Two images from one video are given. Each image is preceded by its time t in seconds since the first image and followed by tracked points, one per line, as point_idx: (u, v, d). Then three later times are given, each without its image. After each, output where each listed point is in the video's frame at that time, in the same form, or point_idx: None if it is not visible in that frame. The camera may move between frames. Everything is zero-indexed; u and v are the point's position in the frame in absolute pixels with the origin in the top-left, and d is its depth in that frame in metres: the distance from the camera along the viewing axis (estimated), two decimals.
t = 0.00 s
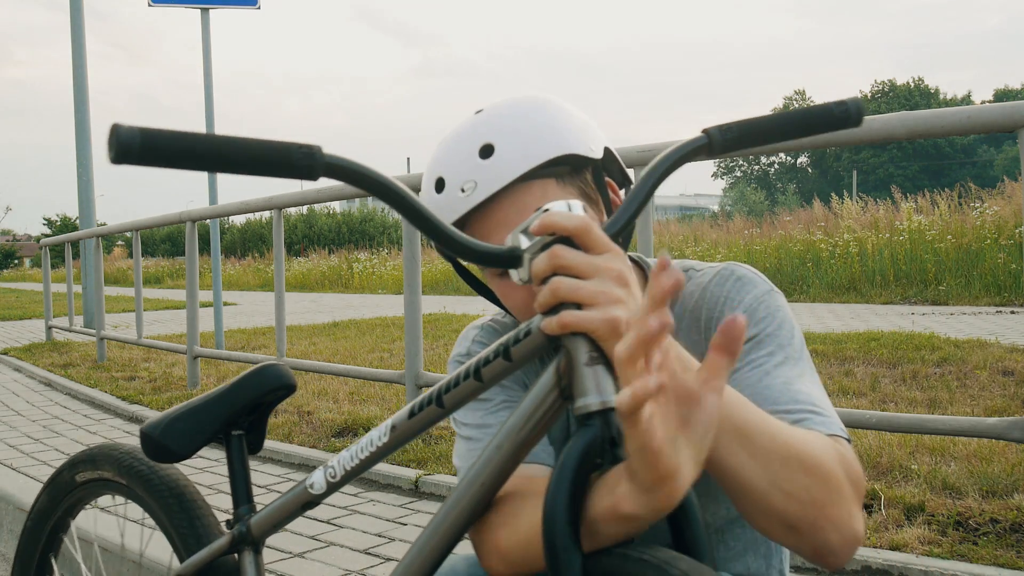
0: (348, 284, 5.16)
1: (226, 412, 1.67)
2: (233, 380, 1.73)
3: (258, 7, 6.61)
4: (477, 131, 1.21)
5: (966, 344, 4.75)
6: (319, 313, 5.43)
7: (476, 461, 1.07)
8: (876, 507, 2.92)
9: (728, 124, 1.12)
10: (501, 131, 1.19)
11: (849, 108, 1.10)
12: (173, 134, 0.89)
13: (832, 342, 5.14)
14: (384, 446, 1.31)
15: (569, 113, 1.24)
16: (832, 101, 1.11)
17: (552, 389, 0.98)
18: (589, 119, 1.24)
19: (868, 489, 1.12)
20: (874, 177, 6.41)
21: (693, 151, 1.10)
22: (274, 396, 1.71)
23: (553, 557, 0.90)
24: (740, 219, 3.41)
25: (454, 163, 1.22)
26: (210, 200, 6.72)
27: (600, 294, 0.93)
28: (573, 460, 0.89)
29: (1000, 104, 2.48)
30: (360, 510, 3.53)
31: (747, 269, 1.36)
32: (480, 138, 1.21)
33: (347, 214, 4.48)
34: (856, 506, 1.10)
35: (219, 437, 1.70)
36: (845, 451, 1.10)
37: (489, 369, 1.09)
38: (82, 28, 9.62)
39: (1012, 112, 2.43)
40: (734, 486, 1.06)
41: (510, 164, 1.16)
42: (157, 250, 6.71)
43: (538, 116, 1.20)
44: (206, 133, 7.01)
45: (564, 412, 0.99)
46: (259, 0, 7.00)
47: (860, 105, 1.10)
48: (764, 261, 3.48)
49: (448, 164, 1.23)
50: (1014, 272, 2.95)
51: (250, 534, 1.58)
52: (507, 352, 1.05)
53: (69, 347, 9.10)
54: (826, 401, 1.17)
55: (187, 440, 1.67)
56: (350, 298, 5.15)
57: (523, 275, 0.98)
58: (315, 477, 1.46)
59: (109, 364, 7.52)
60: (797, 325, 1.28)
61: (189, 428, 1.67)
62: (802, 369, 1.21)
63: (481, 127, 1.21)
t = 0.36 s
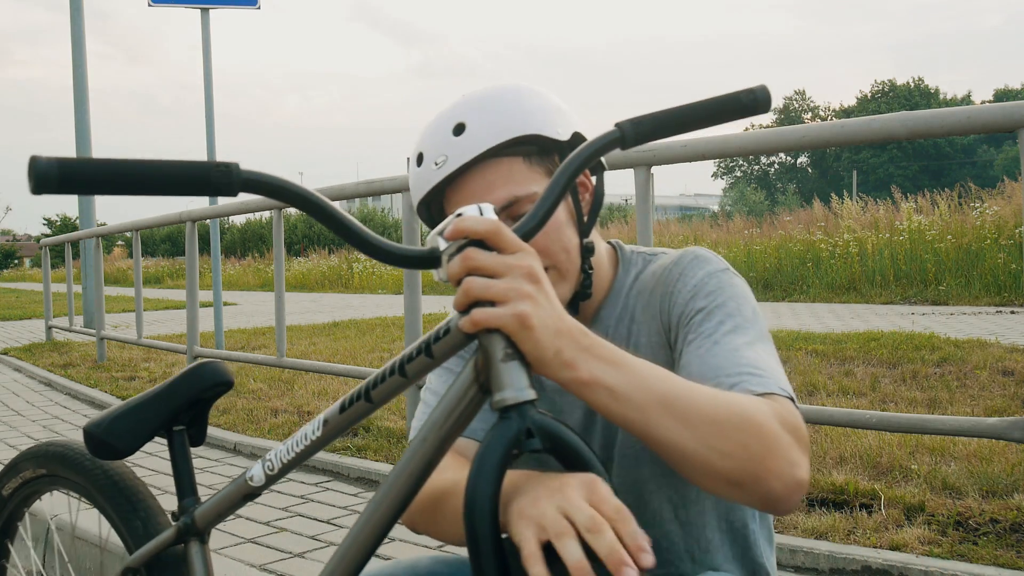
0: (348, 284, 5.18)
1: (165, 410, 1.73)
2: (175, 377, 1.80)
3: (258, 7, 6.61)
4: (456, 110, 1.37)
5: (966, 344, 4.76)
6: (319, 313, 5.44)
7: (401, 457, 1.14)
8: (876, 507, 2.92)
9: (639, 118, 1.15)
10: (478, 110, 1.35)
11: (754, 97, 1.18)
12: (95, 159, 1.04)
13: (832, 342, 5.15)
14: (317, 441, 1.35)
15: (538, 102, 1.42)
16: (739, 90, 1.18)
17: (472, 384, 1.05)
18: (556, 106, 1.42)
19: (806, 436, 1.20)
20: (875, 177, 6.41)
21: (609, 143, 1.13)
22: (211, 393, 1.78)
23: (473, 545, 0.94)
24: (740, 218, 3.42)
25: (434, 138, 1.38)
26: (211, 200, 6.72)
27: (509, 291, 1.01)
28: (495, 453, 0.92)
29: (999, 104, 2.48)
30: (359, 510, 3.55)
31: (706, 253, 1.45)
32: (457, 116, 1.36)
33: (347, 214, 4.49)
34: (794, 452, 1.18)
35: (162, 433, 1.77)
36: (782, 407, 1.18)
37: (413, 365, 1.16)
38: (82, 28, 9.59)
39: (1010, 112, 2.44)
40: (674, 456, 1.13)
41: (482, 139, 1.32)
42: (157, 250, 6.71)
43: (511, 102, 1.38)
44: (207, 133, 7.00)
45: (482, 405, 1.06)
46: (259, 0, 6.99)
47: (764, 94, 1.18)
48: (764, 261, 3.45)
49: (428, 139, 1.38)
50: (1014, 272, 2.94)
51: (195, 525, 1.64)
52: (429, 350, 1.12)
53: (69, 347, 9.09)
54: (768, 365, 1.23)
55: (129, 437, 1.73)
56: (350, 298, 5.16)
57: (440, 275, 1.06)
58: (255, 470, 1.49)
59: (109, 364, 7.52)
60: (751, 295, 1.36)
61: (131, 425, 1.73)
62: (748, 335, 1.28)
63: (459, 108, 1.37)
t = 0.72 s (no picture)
0: (348, 284, 5.17)
1: (146, 405, 1.81)
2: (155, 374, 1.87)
3: (257, 7, 6.61)
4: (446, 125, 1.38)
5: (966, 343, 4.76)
6: (319, 313, 5.44)
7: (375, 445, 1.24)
8: (876, 506, 2.92)
9: (615, 116, 1.18)
10: (462, 124, 1.35)
11: (731, 92, 1.18)
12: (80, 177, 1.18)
13: (832, 342, 5.15)
14: (294, 435, 1.47)
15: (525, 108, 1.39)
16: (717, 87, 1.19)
17: (441, 379, 1.16)
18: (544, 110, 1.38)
19: (782, 414, 1.19)
20: (874, 178, 6.41)
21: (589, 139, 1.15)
22: (191, 390, 1.85)
23: (441, 529, 1.07)
24: (740, 218, 3.42)
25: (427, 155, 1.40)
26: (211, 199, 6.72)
27: (472, 288, 1.08)
28: (461, 444, 1.03)
29: (999, 104, 2.48)
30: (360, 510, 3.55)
31: (703, 252, 1.44)
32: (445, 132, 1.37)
33: (347, 214, 4.49)
34: (770, 428, 1.18)
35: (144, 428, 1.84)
36: (757, 385, 1.18)
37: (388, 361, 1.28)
38: (83, 28, 9.59)
39: (1010, 113, 2.43)
40: (646, 441, 1.15)
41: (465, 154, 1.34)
42: (157, 250, 6.71)
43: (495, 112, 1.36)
44: (206, 133, 7.00)
45: (450, 399, 1.17)
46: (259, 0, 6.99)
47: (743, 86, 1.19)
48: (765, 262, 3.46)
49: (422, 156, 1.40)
50: (1014, 272, 2.94)
51: (177, 517, 1.73)
52: (401, 346, 1.24)
53: (69, 347, 9.08)
54: (753, 353, 1.22)
55: (112, 432, 1.80)
56: (350, 298, 5.15)
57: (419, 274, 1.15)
58: (234, 463, 1.60)
59: (109, 364, 7.52)
60: (747, 294, 1.36)
61: (113, 420, 1.80)
62: (737, 326, 1.27)
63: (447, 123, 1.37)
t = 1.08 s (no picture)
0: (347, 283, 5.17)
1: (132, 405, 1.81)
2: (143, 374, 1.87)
3: (258, 7, 6.61)
4: (425, 149, 1.44)
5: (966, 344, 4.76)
6: (319, 313, 5.44)
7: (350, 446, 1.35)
8: (876, 507, 2.92)
9: (603, 97, 1.15)
10: (440, 148, 1.42)
11: (732, 54, 1.10)
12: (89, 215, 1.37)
13: (832, 342, 5.16)
14: (271, 435, 1.52)
15: (500, 124, 1.45)
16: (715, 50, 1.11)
17: (411, 382, 1.27)
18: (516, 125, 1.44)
19: (749, 426, 1.19)
20: (874, 177, 6.40)
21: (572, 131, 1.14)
22: (178, 389, 1.84)
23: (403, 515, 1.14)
24: (740, 218, 3.41)
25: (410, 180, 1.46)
26: (211, 199, 6.72)
27: (420, 296, 1.13)
28: (425, 446, 1.10)
29: (999, 104, 2.48)
30: (359, 510, 3.55)
31: (693, 259, 1.44)
32: (426, 155, 1.43)
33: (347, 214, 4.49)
34: (734, 438, 1.18)
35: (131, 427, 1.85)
36: (726, 395, 1.17)
37: (359, 364, 1.37)
38: (83, 27, 9.59)
39: (1010, 112, 2.43)
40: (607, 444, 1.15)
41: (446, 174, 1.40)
42: (157, 250, 6.71)
43: (472, 131, 1.43)
44: (207, 133, 7.00)
45: (420, 401, 1.28)
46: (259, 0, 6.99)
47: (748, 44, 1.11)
48: (765, 262, 3.43)
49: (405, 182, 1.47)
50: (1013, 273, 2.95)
51: (161, 514, 1.74)
52: (373, 349, 1.32)
53: (69, 347, 9.08)
54: (728, 360, 1.22)
55: (100, 430, 1.81)
56: (349, 298, 5.15)
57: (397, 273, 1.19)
58: (216, 463, 1.63)
59: (109, 365, 7.52)
60: (736, 299, 1.35)
61: (100, 419, 1.81)
62: (715, 332, 1.26)
63: (426, 147, 1.44)
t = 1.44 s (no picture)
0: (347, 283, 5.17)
1: (124, 404, 1.81)
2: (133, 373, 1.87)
3: (258, 7, 6.61)
4: (403, 161, 1.45)
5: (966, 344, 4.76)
6: (318, 313, 5.44)
7: (339, 446, 1.35)
8: (876, 507, 2.92)
9: (588, 95, 1.16)
10: (418, 158, 1.42)
11: (719, 49, 1.10)
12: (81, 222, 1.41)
13: (832, 342, 5.16)
14: (262, 435, 1.53)
15: (477, 132, 1.46)
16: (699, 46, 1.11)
17: (398, 383, 1.28)
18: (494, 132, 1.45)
19: (752, 430, 1.19)
20: (873, 177, 6.40)
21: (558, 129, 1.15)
22: (170, 389, 1.85)
23: (391, 510, 1.16)
24: (741, 218, 3.41)
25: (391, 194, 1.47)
26: (211, 200, 6.72)
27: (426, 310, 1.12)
28: (412, 446, 1.11)
29: (999, 104, 2.48)
30: (358, 510, 3.55)
31: (683, 257, 1.44)
32: (404, 167, 1.44)
33: (346, 214, 4.49)
34: (737, 442, 1.18)
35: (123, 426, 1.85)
36: (726, 398, 1.17)
37: (348, 364, 1.37)
38: (82, 27, 9.60)
39: (1010, 113, 2.43)
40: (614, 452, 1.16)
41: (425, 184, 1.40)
42: (157, 250, 6.71)
43: (450, 140, 1.43)
44: (207, 133, 7.00)
45: (407, 403, 1.29)
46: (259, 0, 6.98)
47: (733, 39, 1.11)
48: (764, 262, 3.44)
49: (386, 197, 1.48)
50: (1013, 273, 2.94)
51: (153, 514, 1.75)
52: (361, 351, 1.33)
53: (69, 347, 9.08)
54: (727, 362, 1.22)
55: (92, 429, 1.81)
56: (349, 298, 5.15)
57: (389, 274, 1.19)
58: (206, 463, 1.63)
59: (109, 364, 7.51)
60: (726, 295, 1.35)
61: (92, 418, 1.81)
62: (712, 333, 1.26)
63: (404, 159, 1.44)
